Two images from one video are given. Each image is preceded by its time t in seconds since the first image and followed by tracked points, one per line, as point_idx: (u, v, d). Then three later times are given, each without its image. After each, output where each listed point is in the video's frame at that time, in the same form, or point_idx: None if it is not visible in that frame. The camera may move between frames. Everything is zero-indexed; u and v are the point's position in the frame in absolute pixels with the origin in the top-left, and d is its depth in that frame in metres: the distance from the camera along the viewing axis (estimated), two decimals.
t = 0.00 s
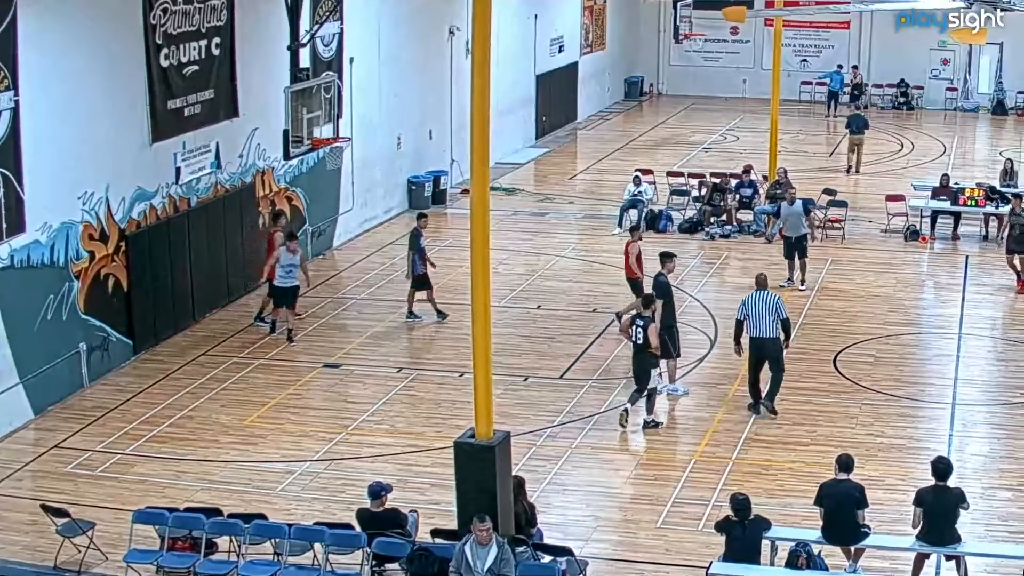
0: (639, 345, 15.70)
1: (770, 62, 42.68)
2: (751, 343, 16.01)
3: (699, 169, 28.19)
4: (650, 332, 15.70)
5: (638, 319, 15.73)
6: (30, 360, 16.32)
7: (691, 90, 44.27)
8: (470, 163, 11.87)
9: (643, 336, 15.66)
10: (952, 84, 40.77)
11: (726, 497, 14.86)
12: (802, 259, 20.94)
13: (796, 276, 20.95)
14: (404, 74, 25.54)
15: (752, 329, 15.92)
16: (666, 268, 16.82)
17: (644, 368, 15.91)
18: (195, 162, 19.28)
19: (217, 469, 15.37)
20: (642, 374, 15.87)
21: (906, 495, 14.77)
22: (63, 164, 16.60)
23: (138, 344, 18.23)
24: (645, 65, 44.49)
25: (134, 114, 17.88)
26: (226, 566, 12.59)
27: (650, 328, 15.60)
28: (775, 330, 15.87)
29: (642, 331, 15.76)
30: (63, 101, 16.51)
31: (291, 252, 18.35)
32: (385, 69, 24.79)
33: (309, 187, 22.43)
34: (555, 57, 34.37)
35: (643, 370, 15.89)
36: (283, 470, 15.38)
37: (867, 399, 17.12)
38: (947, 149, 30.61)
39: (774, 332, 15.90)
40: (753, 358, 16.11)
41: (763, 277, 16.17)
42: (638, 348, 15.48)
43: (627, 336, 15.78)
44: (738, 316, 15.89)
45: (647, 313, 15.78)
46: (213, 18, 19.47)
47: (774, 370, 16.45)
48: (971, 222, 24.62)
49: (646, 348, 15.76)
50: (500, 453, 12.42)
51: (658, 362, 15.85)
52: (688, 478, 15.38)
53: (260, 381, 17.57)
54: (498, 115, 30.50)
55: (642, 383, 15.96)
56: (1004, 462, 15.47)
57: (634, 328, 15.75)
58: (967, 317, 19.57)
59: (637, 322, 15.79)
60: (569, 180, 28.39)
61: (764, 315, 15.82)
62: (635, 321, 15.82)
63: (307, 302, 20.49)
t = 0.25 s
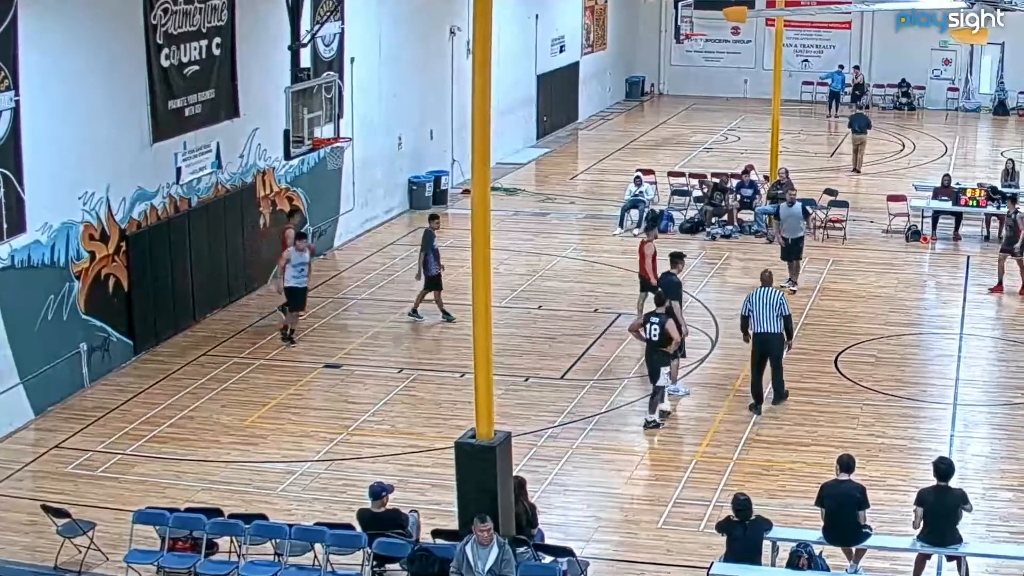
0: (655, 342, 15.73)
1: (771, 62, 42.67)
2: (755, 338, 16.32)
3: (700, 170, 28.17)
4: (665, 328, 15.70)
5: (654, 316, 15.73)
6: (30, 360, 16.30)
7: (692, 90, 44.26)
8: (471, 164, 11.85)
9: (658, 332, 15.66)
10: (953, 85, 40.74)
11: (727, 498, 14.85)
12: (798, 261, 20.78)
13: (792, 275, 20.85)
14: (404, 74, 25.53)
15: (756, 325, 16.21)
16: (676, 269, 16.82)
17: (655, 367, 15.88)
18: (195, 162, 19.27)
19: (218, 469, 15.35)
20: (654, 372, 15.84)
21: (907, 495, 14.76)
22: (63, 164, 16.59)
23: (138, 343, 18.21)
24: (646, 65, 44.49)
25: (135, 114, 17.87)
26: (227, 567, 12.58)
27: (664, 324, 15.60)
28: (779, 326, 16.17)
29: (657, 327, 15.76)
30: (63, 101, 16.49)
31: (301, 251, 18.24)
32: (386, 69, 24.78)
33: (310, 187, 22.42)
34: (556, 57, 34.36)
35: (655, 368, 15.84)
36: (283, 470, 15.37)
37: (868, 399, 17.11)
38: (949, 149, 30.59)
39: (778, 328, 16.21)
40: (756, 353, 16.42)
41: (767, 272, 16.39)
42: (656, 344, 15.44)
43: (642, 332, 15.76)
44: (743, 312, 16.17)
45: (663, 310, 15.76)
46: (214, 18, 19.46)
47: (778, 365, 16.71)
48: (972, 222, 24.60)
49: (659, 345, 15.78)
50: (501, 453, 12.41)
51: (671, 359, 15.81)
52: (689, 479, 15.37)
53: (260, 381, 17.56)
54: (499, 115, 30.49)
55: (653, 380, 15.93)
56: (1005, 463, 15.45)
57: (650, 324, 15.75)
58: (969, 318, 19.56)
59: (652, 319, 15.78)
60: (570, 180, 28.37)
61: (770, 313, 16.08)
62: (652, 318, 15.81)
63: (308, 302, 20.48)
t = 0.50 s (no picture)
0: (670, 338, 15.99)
1: (775, 63, 42.65)
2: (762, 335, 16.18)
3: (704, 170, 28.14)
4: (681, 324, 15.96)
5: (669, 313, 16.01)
6: (32, 360, 16.28)
7: (695, 91, 44.25)
8: (475, 164, 11.83)
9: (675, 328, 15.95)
10: (957, 85, 40.71)
11: (730, 499, 14.83)
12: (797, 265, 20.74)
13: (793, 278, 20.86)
14: (407, 74, 25.51)
15: (767, 322, 16.08)
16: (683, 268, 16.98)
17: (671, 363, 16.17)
18: (198, 162, 19.24)
19: (220, 469, 15.33)
20: (670, 367, 16.14)
21: (910, 496, 14.74)
22: (65, 164, 16.56)
23: (141, 344, 18.19)
24: (649, 66, 44.49)
25: (137, 114, 17.84)
26: (229, 567, 12.56)
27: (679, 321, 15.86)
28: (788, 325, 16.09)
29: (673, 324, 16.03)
30: (65, 101, 16.47)
31: (316, 255, 18.08)
32: (389, 69, 24.76)
33: (313, 187, 22.40)
34: (559, 57, 34.34)
35: (670, 364, 16.14)
36: (286, 471, 15.35)
37: (871, 400, 17.09)
38: (953, 150, 30.56)
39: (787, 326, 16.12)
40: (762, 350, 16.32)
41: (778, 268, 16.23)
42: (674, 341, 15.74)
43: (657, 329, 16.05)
44: (754, 307, 16.01)
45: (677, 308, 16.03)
46: (217, 18, 19.43)
47: (784, 360, 16.66)
48: (976, 223, 24.57)
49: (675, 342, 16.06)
50: (504, 454, 12.38)
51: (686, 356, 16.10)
52: (692, 479, 15.35)
53: (263, 381, 17.53)
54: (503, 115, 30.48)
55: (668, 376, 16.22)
56: (1009, 464, 15.43)
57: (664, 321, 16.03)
58: (972, 318, 19.53)
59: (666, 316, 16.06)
60: (573, 180, 28.34)
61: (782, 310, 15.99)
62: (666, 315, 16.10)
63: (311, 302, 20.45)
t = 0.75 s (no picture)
0: (684, 334, 16.04)
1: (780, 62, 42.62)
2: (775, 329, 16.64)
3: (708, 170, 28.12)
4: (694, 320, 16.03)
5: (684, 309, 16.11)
6: (37, 361, 16.27)
7: (700, 91, 44.23)
8: (480, 165, 11.82)
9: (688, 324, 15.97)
10: (962, 86, 40.71)
11: (735, 500, 14.81)
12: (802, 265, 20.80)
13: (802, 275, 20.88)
14: (412, 74, 25.50)
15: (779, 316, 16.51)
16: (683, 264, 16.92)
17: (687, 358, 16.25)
18: (203, 162, 19.22)
19: (224, 470, 15.32)
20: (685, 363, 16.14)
21: (915, 497, 14.73)
22: (70, 164, 16.55)
23: (145, 344, 18.17)
24: (654, 66, 44.47)
25: (141, 114, 17.82)
26: (233, 568, 12.54)
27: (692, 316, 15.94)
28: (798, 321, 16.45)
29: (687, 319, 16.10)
30: (70, 101, 16.45)
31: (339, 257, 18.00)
32: (394, 69, 24.75)
33: (318, 187, 22.39)
34: (564, 57, 34.31)
35: (687, 360, 16.18)
36: (290, 471, 15.34)
37: (876, 400, 17.07)
38: (958, 150, 30.54)
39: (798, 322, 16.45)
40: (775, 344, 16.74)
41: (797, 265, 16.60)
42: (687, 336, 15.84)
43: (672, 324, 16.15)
44: (765, 301, 16.55)
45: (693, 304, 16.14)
46: (221, 17, 19.42)
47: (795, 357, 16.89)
48: (981, 224, 24.56)
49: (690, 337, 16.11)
50: (509, 454, 12.38)
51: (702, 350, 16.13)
52: (696, 480, 15.33)
53: (267, 382, 17.51)
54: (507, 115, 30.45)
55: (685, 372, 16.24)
56: (1014, 464, 15.42)
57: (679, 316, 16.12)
58: (977, 319, 19.52)
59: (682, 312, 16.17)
60: (578, 180, 28.33)
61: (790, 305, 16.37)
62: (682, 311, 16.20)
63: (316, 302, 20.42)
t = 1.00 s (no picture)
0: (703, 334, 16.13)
1: (788, 63, 42.60)
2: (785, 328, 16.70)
3: (714, 171, 28.09)
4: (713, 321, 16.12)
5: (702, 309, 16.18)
6: (43, 361, 16.24)
7: (707, 91, 44.22)
8: (489, 165, 11.80)
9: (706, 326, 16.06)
10: (970, 86, 40.66)
11: (741, 501, 14.79)
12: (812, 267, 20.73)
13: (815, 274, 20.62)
14: (419, 74, 25.49)
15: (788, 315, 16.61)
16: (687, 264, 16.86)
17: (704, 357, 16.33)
18: (209, 162, 19.19)
19: (230, 470, 15.30)
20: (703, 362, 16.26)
21: (922, 498, 14.70)
22: (76, 163, 16.52)
23: (151, 344, 18.13)
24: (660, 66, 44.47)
25: (148, 114, 17.78)
26: (240, 568, 12.52)
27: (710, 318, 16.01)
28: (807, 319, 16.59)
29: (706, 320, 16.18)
30: (76, 100, 16.42)
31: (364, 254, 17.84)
32: (400, 69, 24.72)
33: (324, 187, 22.36)
34: (571, 57, 34.29)
35: (704, 359, 16.28)
36: (296, 471, 15.31)
37: (883, 401, 17.05)
38: (966, 151, 30.50)
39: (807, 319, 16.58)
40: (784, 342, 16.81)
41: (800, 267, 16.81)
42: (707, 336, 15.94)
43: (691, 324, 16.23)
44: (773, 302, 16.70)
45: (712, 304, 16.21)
46: (228, 17, 19.38)
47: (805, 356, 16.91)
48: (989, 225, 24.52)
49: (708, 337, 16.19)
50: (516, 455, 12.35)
51: (719, 350, 16.25)
52: (703, 481, 15.31)
53: (273, 382, 17.48)
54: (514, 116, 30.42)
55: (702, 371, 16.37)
56: (1021, 466, 15.39)
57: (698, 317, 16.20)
58: (984, 320, 19.48)
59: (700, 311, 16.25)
60: (584, 181, 28.30)
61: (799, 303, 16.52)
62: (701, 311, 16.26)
63: (322, 303, 20.37)
